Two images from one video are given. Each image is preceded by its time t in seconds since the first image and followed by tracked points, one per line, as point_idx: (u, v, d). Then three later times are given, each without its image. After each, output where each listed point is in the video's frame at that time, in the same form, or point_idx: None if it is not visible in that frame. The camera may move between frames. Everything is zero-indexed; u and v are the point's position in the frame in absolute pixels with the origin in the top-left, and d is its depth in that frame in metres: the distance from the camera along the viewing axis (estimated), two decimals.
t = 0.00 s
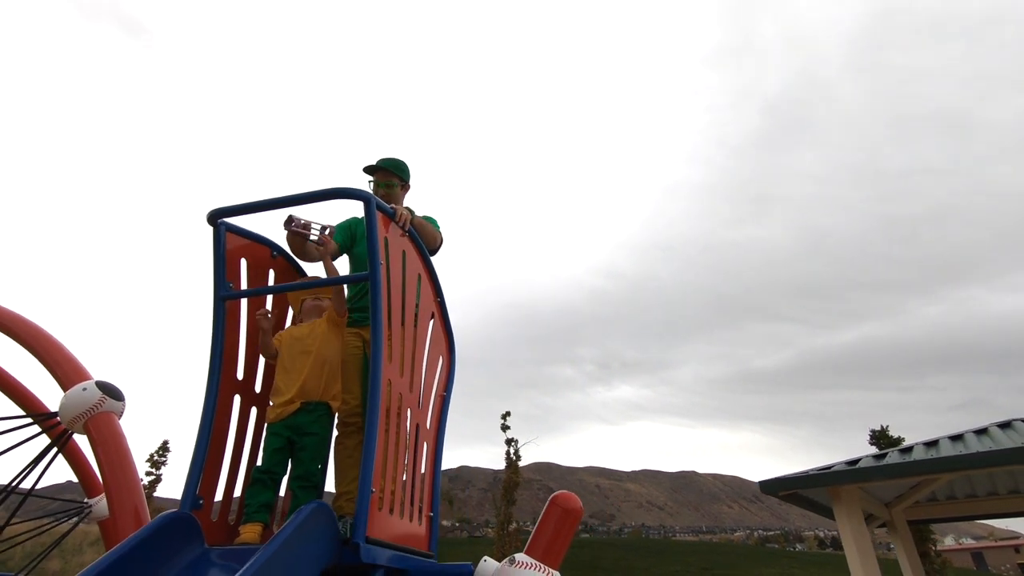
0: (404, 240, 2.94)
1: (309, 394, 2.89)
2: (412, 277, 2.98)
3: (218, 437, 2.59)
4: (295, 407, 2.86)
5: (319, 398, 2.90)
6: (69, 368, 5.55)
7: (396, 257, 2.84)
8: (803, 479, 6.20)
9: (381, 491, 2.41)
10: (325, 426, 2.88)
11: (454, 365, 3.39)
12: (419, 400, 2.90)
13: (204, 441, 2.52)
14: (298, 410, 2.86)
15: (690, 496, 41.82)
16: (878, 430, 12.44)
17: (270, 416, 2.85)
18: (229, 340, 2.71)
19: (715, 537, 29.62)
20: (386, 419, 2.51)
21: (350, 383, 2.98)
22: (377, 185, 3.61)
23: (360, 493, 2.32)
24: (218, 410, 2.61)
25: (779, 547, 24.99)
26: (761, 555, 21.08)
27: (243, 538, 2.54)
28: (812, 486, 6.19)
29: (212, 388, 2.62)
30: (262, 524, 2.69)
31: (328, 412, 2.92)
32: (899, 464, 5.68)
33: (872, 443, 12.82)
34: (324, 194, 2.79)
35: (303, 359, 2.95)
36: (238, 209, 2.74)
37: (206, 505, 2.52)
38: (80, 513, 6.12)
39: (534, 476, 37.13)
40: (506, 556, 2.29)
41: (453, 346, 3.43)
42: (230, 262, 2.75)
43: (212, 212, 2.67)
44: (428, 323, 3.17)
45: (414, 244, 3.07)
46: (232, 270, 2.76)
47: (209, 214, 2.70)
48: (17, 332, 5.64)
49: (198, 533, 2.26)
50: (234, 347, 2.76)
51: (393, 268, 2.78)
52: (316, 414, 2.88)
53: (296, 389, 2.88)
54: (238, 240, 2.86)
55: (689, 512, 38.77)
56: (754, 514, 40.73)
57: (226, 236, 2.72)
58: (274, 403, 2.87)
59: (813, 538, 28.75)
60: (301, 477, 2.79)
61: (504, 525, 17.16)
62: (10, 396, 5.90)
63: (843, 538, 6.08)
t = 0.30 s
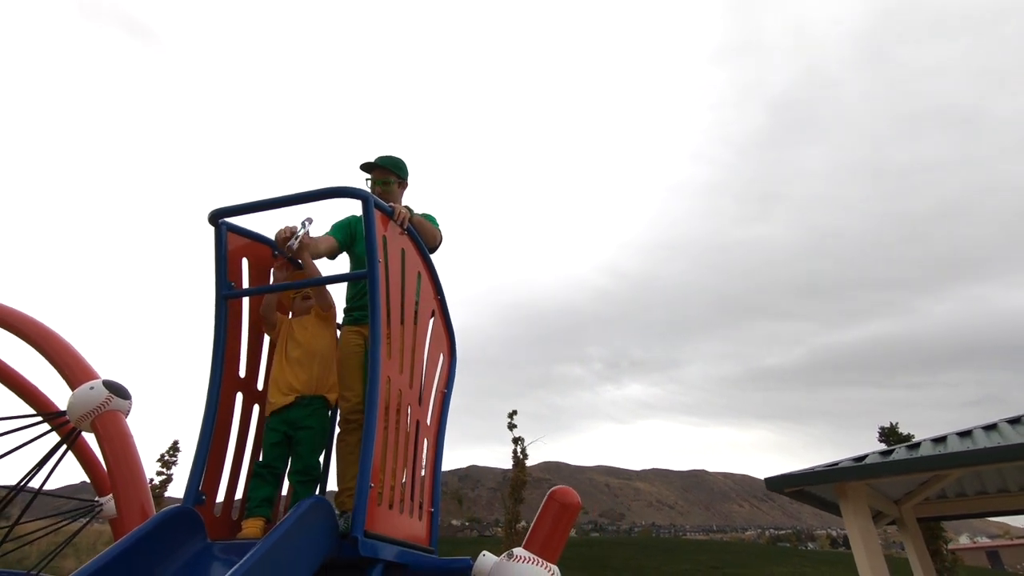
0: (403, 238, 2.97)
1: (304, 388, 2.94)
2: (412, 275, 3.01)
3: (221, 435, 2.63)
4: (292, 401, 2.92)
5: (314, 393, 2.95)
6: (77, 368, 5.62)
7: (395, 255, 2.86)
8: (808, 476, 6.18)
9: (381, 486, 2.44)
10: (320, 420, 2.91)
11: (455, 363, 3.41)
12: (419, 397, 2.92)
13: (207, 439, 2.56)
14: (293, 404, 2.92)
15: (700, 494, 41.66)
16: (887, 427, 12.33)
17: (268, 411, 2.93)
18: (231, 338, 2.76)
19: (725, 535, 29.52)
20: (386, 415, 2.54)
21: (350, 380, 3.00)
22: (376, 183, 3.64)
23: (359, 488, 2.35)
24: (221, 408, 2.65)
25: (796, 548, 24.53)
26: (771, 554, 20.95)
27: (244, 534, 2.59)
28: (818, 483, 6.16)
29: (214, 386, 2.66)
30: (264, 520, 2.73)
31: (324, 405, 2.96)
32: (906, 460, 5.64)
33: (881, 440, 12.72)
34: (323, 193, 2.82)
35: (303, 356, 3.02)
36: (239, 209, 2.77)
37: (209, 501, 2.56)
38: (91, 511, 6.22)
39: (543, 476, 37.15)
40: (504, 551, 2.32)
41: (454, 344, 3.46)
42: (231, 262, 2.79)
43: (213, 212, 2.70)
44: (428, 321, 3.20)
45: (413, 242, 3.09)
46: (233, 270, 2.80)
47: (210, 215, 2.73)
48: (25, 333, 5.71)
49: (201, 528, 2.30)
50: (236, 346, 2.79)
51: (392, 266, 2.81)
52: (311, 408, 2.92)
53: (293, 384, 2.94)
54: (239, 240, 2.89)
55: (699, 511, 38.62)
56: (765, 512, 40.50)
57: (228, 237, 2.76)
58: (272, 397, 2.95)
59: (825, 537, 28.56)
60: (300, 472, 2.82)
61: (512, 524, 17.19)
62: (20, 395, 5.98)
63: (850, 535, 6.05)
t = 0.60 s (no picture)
0: (404, 236, 2.94)
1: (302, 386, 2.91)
2: (413, 272, 2.98)
3: (222, 434, 2.63)
4: (290, 402, 2.89)
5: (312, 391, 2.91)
6: (84, 370, 5.66)
7: (396, 253, 2.83)
8: (823, 474, 6.07)
9: (383, 486, 2.41)
10: (318, 419, 2.89)
11: (459, 362, 3.37)
12: (421, 397, 2.89)
13: (207, 439, 2.55)
14: (290, 404, 2.89)
15: (716, 493, 41.36)
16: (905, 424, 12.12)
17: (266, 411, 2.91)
18: (231, 339, 2.74)
19: (742, 534, 29.27)
20: (386, 415, 2.51)
21: (351, 380, 2.98)
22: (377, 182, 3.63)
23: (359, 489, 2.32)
24: (222, 408, 2.64)
25: (818, 547, 24.05)
26: (789, 552, 20.71)
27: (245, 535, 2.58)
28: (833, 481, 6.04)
29: (215, 386, 2.65)
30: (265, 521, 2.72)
31: (323, 405, 2.94)
32: (924, 458, 5.51)
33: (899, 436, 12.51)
34: (321, 190, 2.80)
35: (301, 357, 3.00)
36: (238, 209, 2.76)
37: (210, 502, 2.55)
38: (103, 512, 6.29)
39: (557, 475, 37.09)
40: (507, 552, 2.27)
41: (457, 341, 3.43)
42: (231, 262, 2.77)
43: (212, 212, 2.69)
44: (431, 319, 3.17)
45: (414, 239, 3.06)
46: (233, 269, 2.78)
47: (210, 214, 2.72)
48: (33, 337, 5.74)
49: (201, 528, 2.30)
50: (237, 346, 2.79)
51: (392, 264, 2.77)
52: (309, 408, 2.89)
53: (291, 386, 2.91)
54: (239, 240, 2.88)
55: (715, 509, 38.32)
56: (782, 510, 40.09)
57: (227, 236, 2.74)
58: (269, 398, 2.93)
59: (844, 536, 28.20)
60: (302, 472, 2.81)
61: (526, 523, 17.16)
62: (32, 397, 6.05)
63: (867, 534, 5.92)
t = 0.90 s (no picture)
0: (406, 232, 2.91)
1: (316, 391, 2.87)
2: (416, 269, 2.95)
3: (225, 432, 2.62)
4: (302, 406, 2.88)
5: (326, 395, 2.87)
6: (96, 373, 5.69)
7: (398, 249, 2.80)
8: (842, 472, 5.93)
9: (385, 484, 2.38)
10: (332, 420, 2.86)
11: (465, 359, 3.33)
12: (426, 394, 2.86)
13: (210, 438, 2.56)
14: (305, 407, 2.88)
15: (734, 492, 40.95)
16: (927, 420, 11.87)
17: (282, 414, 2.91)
18: (235, 337, 2.74)
19: (761, 534, 28.94)
20: (389, 413, 2.48)
21: (359, 381, 2.95)
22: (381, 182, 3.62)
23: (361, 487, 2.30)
24: (225, 406, 2.64)
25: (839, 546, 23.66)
26: (809, 552, 20.43)
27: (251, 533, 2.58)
28: (852, 479, 5.91)
29: (217, 385, 2.65)
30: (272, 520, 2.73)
31: (340, 409, 2.89)
32: (947, 454, 5.36)
33: (921, 433, 12.25)
34: (322, 186, 2.78)
35: (315, 360, 2.99)
36: (239, 206, 2.76)
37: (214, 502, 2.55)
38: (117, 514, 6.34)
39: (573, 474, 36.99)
40: (513, 552, 2.24)
41: (463, 338, 3.39)
42: (233, 260, 2.77)
43: (213, 210, 2.69)
44: (435, 316, 3.14)
45: (417, 236, 3.03)
46: (236, 268, 2.78)
47: (211, 213, 2.72)
48: (46, 341, 5.78)
49: (205, 527, 2.29)
50: (241, 345, 2.78)
51: (394, 260, 2.75)
52: (324, 409, 2.88)
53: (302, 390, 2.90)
54: (242, 238, 2.88)
55: (733, 508, 37.95)
56: (801, 509, 39.58)
57: (229, 234, 2.74)
58: (284, 401, 2.91)
59: (865, 535, 27.77)
60: (312, 473, 2.81)
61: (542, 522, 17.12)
62: (47, 399, 6.13)
63: (888, 533, 5.78)
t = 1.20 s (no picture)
0: (423, 226, 2.91)
1: (341, 389, 2.90)
2: (434, 263, 2.95)
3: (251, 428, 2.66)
4: (328, 403, 2.90)
5: (351, 391, 2.89)
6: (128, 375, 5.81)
7: (415, 243, 2.80)
8: (873, 465, 5.80)
9: (408, 477, 2.39)
10: (357, 416, 2.88)
11: (485, 353, 3.33)
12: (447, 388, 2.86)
13: (236, 434, 2.60)
14: (330, 404, 2.91)
15: (763, 490, 40.30)
16: (963, 414, 11.52)
17: (309, 411, 2.94)
18: (257, 335, 2.78)
19: (792, 532, 28.40)
20: (409, 406, 2.48)
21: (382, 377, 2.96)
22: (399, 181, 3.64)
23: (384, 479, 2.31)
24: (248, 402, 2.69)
25: (873, 544, 23.11)
26: (842, 550, 20.00)
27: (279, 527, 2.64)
28: (885, 473, 5.76)
29: (242, 382, 2.70)
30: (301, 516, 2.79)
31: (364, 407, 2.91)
32: (984, 446, 5.18)
33: (957, 427, 11.91)
34: (340, 182, 2.81)
35: (339, 357, 3.02)
36: (258, 205, 2.80)
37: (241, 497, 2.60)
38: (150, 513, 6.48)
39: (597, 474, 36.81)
40: (536, 544, 2.28)
41: (483, 332, 3.39)
42: (255, 258, 2.81)
43: (234, 209, 2.74)
44: (454, 311, 3.14)
45: (435, 230, 3.04)
46: (257, 266, 2.82)
47: (232, 212, 2.77)
48: (79, 344, 5.91)
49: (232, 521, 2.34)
50: (264, 342, 2.82)
51: (412, 254, 2.75)
52: (349, 405, 2.90)
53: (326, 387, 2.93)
54: (263, 237, 2.92)
55: (762, 507, 37.36)
56: (833, 507, 38.77)
57: (249, 233, 2.78)
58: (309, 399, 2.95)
59: (901, 533, 27.09)
60: (338, 468, 2.82)
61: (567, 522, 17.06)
62: (82, 401, 6.30)
63: (924, 528, 5.62)
